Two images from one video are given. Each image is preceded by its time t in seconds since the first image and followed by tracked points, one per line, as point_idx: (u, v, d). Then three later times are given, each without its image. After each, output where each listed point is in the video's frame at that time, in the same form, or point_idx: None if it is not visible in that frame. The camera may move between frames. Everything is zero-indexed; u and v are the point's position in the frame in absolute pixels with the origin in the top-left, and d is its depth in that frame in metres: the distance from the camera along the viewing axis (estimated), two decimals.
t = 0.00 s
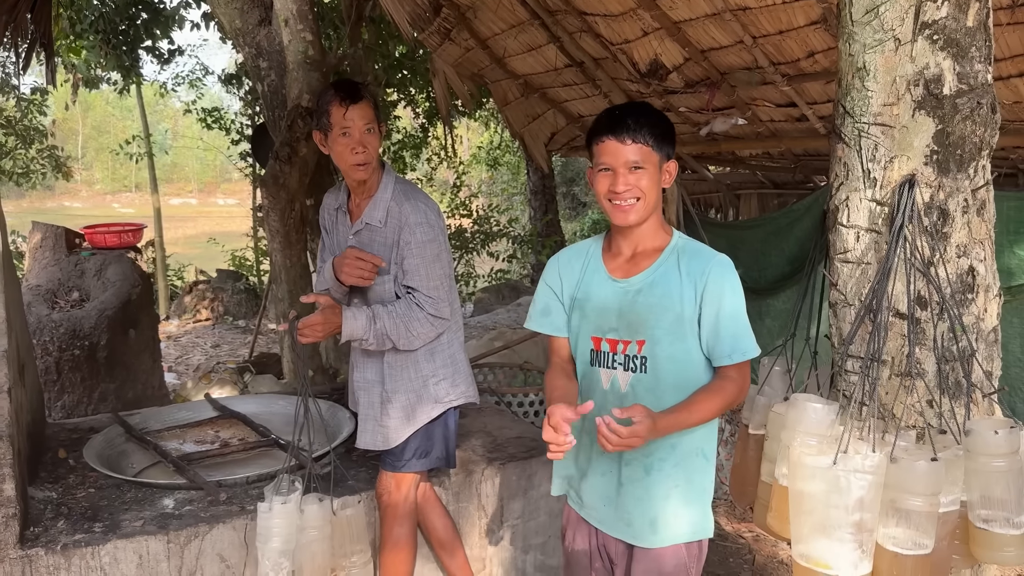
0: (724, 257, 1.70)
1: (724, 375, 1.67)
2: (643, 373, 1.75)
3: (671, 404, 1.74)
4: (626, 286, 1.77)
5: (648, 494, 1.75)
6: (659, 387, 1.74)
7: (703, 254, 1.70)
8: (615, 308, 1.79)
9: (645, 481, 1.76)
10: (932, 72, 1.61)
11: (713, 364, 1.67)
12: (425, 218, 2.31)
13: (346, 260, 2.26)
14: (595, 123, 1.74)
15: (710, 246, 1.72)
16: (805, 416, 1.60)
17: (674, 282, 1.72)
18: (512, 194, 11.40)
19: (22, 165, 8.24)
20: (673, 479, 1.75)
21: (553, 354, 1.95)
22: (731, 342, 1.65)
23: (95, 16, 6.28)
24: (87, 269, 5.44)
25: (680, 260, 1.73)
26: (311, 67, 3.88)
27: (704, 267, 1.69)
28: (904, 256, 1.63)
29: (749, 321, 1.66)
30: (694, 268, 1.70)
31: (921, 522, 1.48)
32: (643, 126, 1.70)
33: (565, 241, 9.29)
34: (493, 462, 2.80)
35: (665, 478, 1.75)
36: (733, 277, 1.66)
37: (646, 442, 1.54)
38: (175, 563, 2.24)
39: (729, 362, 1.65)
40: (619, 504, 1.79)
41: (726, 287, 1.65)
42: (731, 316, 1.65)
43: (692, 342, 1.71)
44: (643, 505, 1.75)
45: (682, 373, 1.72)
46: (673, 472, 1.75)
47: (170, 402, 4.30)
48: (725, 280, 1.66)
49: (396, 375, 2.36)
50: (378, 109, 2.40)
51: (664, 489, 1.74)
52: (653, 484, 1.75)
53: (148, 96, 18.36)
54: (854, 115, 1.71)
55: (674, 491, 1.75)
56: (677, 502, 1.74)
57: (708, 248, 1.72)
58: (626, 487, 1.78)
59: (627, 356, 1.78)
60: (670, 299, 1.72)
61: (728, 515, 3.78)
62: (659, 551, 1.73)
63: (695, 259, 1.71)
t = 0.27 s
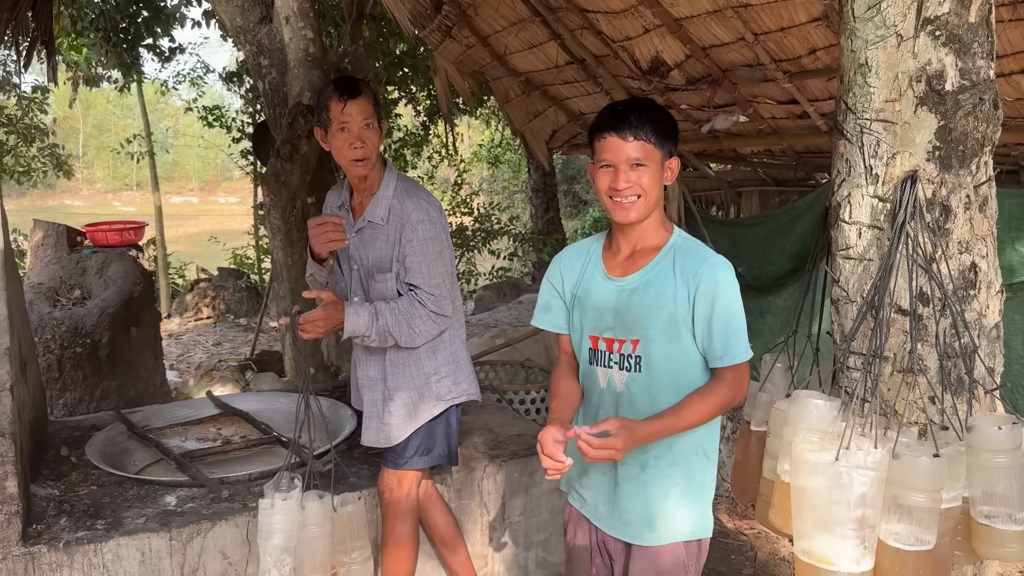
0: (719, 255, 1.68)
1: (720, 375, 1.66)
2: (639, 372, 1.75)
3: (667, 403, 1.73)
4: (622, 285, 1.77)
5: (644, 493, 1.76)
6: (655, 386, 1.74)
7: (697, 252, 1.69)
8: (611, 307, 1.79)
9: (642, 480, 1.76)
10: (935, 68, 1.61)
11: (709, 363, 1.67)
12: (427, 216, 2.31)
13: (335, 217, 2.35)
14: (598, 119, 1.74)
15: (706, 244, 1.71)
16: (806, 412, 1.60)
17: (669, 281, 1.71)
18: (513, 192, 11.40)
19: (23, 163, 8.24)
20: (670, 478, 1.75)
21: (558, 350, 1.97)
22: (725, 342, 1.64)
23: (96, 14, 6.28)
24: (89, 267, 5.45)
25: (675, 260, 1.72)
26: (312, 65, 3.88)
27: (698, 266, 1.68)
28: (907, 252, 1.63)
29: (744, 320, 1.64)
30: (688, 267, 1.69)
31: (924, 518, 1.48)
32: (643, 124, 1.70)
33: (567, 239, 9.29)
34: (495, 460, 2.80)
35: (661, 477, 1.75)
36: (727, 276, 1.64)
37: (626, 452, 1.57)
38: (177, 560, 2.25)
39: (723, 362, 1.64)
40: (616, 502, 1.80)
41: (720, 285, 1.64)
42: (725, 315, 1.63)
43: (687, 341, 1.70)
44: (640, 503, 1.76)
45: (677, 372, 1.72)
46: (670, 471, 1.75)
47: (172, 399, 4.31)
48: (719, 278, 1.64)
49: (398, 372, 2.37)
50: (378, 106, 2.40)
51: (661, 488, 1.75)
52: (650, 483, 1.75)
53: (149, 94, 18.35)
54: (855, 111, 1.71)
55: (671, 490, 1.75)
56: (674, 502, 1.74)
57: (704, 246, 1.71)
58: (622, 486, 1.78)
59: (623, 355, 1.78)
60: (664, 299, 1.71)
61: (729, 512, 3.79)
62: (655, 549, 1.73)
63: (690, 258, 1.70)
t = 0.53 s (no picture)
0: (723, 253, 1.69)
1: (724, 372, 1.67)
2: (643, 369, 1.76)
3: (671, 401, 1.74)
4: (626, 282, 1.77)
5: (648, 491, 1.76)
6: (658, 384, 1.74)
7: (701, 250, 1.70)
8: (615, 304, 1.79)
9: (645, 478, 1.76)
10: (938, 64, 1.60)
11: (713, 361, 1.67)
12: (430, 213, 2.31)
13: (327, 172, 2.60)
14: (604, 114, 1.74)
15: (710, 242, 1.71)
16: (809, 408, 1.61)
17: (673, 278, 1.72)
18: (514, 190, 11.41)
19: (24, 162, 8.24)
20: (673, 475, 1.75)
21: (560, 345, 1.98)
22: (729, 339, 1.64)
23: (97, 13, 6.28)
24: (91, 265, 5.46)
25: (679, 257, 1.72)
26: (313, 63, 3.88)
27: (702, 263, 1.68)
28: (909, 249, 1.63)
29: (749, 317, 1.65)
30: (693, 264, 1.69)
31: (927, 514, 1.48)
32: (650, 120, 1.70)
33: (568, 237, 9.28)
34: (497, 456, 2.80)
35: (665, 474, 1.75)
36: (732, 273, 1.64)
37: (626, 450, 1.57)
38: (181, 557, 2.25)
39: (726, 359, 1.64)
40: (619, 500, 1.80)
41: (723, 283, 1.64)
42: (729, 312, 1.64)
43: (692, 339, 1.71)
44: (643, 501, 1.76)
45: (681, 369, 1.72)
46: (673, 469, 1.75)
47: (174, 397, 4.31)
48: (723, 275, 1.64)
49: (400, 369, 2.37)
50: (379, 102, 2.40)
51: (664, 485, 1.75)
52: (654, 481, 1.75)
53: (150, 92, 18.36)
54: (858, 107, 1.71)
55: (674, 487, 1.75)
56: (677, 499, 1.75)
57: (707, 244, 1.71)
58: (625, 483, 1.78)
59: (627, 352, 1.78)
60: (668, 296, 1.71)
61: (731, 509, 3.79)
62: (659, 547, 1.74)
63: (694, 255, 1.70)
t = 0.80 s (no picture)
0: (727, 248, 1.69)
1: (728, 369, 1.66)
2: (647, 367, 1.75)
3: (675, 399, 1.73)
4: (629, 281, 1.76)
5: (653, 489, 1.75)
6: (663, 382, 1.74)
7: (705, 246, 1.69)
8: (618, 303, 1.78)
9: (650, 476, 1.76)
10: (940, 61, 1.60)
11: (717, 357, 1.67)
12: (433, 210, 2.31)
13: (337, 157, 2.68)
14: (603, 114, 1.73)
15: (713, 237, 1.71)
16: (811, 407, 1.60)
17: (677, 275, 1.71)
18: (515, 188, 11.41)
19: (25, 160, 8.24)
20: (678, 473, 1.75)
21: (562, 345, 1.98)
22: (733, 335, 1.64)
23: (97, 11, 6.28)
24: (92, 264, 5.46)
25: (682, 254, 1.72)
26: (314, 61, 3.87)
27: (706, 260, 1.67)
28: (911, 247, 1.63)
29: (752, 313, 1.65)
30: (696, 261, 1.69)
31: (929, 513, 1.47)
32: (650, 117, 1.70)
33: (569, 235, 9.27)
34: (498, 455, 2.79)
35: (669, 473, 1.75)
36: (736, 269, 1.64)
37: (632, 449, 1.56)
38: (181, 556, 2.25)
39: (731, 356, 1.64)
40: (624, 499, 1.79)
41: (727, 278, 1.64)
42: (733, 308, 1.64)
43: (696, 335, 1.70)
44: (649, 500, 1.75)
45: (684, 366, 1.72)
46: (678, 466, 1.75)
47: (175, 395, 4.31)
48: (727, 271, 1.64)
49: (402, 368, 2.36)
50: (377, 100, 2.40)
51: (669, 483, 1.75)
52: (659, 479, 1.75)
53: (151, 90, 18.36)
54: (861, 104, 1.71)
55: (679, 485, 1.75)
56: (682, 496, 1.75)
57: (711, 240, 1.71)
58: (630, 482, 1.78)
59: (631, 351, 1.77)
60: (672, 293, 1.71)
61: (733, 508, 3.78)
62: (665, 545, 1.73)
63: (697, 251, 1.69)
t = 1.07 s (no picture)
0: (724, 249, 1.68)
1: (726, 370, 1.66)
2: (645, 369, 1.75)
3: (672, 401, 1.73)
4: (627, 282, 1.76)
5: (651, 491, 1.75)
6: (660, 383, 1.73)
7: (702, 247, 1.69)
8: (616, 305, 1.78)
9: (647, 478, 1.75)
10: (939, 62, 1.59)
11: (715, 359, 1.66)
12: (432, 210, 2.31)
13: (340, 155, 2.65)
14: (599, 115, 1.73)
15: (710, 238, 1.71)
16: (809, 409, 1.60)
17: (674, 276, 1.71)
18: (515, 187, 11.41)
19: (26, 159, 8.24)
20: (676, 475, 1.75)
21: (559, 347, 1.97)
22: (731, 336, 1.64)
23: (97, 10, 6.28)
24: (92, 264, 5.46)
25: (679, 255, 1.71)
26: (314, 61, 3.87)
27: (704, 261, 1.67)
28: (910, 249, 1.63)
29: (750, 315, 1.64)
30: (694, 262, 1.68)
31: (927, 516, 1.47)
32: (646, 119, 1.69)
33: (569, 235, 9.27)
34: (497, 456, 2.79)
35: (667, 474, 1.75)
36: (734, 270, 1.64)
37: (629, 449, 1.56)
38: (179, 557, 2.25)
39: (728, 357, 1.64)
40: (621, 501, 1.79)
41: (725, 279, 1.64)
42: (730, 310, 1.63)
43: (693, 337, 1.70)
44: (646, 502, 1.75)
45: (682, 368, 1.72)
46: (676, 468, 1.75)
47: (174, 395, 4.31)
48: (725, 273, 1.64)
49: (401, 369, 2.36)
50: (375, 99, 2.39)
51: (667, 485, 1.74)
52: (656, 481, 1.75)
53: (151, 89, 18.36)
54: (859, 106, 1.70)
55: (677, 486, 1.75)
56: (680, 498, 1.74)
57: (708, 241, 1.71)
58: (627, 484, 1.78)
59: (628, 353, 1.77)
60: (670, 294, 1.70)
61: (732, 508, 3.78)
62: (662, 547, 1.73)
63: (695, 253, 1.69)
